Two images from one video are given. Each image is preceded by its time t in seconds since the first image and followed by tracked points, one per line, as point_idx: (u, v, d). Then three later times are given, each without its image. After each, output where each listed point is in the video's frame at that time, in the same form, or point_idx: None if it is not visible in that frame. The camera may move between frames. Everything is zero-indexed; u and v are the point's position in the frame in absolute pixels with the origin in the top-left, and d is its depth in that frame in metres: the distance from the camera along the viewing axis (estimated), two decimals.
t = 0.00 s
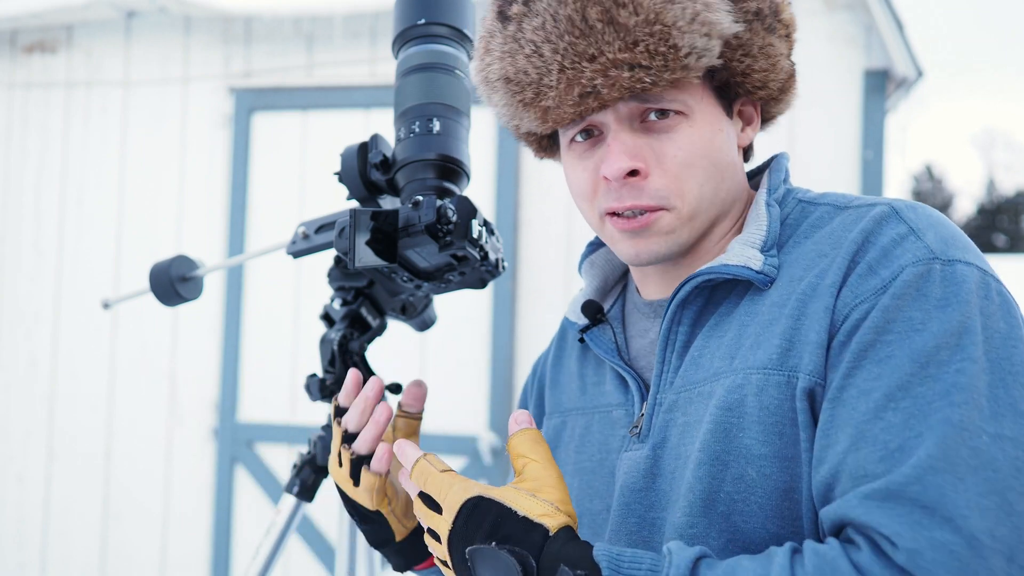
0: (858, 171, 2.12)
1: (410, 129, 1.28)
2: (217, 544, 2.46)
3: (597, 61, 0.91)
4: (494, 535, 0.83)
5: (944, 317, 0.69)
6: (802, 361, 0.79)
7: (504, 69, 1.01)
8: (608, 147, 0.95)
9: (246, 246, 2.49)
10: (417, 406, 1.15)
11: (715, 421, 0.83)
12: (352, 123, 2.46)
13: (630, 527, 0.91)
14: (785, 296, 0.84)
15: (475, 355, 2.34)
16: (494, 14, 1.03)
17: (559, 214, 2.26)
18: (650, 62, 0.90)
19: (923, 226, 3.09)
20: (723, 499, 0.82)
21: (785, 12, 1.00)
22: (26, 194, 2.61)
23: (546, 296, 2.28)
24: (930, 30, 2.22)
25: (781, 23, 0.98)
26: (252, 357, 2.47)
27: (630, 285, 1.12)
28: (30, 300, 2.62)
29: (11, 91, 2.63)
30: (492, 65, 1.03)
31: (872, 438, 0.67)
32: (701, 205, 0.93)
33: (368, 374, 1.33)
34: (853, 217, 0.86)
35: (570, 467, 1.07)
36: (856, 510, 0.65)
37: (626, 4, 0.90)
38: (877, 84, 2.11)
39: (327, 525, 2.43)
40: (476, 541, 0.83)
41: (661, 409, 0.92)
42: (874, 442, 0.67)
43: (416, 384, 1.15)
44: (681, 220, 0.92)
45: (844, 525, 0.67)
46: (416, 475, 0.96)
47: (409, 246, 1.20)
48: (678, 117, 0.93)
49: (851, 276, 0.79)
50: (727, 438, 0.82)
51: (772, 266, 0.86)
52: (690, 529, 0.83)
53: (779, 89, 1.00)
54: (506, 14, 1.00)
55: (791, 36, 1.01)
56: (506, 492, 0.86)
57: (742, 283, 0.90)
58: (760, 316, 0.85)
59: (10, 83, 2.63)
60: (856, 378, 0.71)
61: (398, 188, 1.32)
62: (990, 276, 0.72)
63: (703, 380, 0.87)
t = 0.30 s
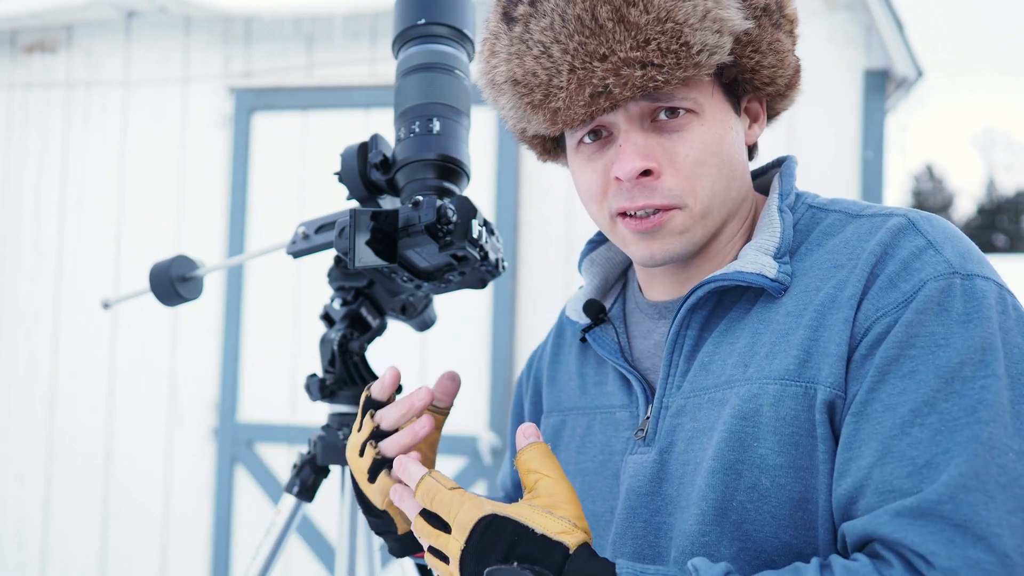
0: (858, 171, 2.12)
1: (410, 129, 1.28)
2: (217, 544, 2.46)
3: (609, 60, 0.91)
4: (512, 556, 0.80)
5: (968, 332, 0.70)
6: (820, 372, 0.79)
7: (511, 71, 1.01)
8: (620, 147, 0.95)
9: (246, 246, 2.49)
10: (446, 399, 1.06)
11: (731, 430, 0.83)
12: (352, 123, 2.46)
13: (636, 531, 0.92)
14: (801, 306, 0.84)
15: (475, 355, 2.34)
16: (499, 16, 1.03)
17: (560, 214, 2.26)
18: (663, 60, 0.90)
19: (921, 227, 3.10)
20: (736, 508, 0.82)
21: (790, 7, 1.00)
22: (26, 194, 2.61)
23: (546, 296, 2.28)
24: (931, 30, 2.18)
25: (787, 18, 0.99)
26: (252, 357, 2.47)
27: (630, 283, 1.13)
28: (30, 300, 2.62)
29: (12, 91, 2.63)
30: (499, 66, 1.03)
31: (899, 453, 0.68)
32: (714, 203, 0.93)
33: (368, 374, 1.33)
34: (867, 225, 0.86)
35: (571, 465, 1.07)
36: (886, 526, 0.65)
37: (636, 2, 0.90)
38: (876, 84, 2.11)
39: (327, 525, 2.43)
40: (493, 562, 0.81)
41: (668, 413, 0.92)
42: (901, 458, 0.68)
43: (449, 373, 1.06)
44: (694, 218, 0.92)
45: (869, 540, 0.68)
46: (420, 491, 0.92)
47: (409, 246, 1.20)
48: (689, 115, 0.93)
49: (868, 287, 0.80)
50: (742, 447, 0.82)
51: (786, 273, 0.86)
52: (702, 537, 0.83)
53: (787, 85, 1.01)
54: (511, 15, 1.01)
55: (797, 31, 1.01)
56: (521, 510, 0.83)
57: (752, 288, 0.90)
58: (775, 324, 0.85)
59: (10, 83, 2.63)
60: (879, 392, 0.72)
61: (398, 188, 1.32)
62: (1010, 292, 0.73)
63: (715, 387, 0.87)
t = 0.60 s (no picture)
0: (858, 171, 2.12)
1: (410, 129, 1.28)
2: (217, 544, 2.46)
3: (557, 64, 0.90)
4: (492, 525, 0.81)
5: (958, 349, 0.70)
6: (807, 379, 0.79)
7: (496, 68, 1.02)
8: (580, 147, 0.94)
9: (246, 246, 2.49)
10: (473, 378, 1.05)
11: (717, 435, 0.83)
12: (352, 123, 2.46)
13: (623, 526, 0.93)
14: (795, 312, 0.84)
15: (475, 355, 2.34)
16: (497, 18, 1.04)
17: (560, 214, 2.26)
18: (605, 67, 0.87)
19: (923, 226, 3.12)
20: (718, 511, 0.83)
21: (795, 1, 0.91)
22: (26, 194, 2.61)
23: (546, 296, 2.28)
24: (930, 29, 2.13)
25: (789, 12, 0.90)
26: (252, 357, 2.47)
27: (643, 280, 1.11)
28: (30, 300, 2.62)
29: (12, 91, 2.63)
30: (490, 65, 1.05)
31: (879, 464, 0.69)
32: (675, 206, 0.90)
33: (368, 374, 1.33)
34: (868, 233, 0.86)
35: (572, 459, 1.08)
36: (859, 536, 0.66)
37: (583, 6, 0.86)
38: (876, 84, 2.10)
39: (327, 525, 2.43)
40: (474, 531, 0.81)
41: (662, 411, 0.92)
42: (880, 469, 0.68)
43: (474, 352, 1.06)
44: (652, 221, 0.90)
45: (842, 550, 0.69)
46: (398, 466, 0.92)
47: (409, 246, 1.20)
48: (649, 118, 0.90)
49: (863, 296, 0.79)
50: (727, 451, 0.82)
51: (784, 278, 0.86)
52: (683, 537, 0.84)
53: (789, 83, 0.93)
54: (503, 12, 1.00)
55: (804, 27, 0.92)
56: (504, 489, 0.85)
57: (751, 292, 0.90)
58: (768, 329, 0.85)
59: (10, 83, 2.63)
60: (865, 401, 0.72)
61: (398, 188, 1.32)
62: (1004, 310, 0.73)
63: (707, 388, 0.87)
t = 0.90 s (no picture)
0: (858, 171, 2.12)
1: (410, 129, 1.28)
2: (217, 543, 2.46)
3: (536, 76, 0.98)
4: (497, 415, 0.84)
5: (887, 391, 0.66)
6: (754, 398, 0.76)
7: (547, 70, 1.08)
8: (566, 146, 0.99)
9: (246, 246, 2.49)
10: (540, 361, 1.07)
11: (673, 444, 0.82)
12: (352, 123, 2.46)
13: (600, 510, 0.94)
14: (763, 328, 0.79)
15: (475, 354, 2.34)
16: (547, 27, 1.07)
17: (561, 214, 2.26)
18: (541, 83, 0.93)
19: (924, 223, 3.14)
20: (668, 517, 0.83)
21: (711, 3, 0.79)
22: (26, 194, 2.61)
23: (546, 296, 2.28)
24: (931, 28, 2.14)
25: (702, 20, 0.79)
26: (252, 358, 2.47)
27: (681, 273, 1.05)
28: (30, 300, 2.62)
29: (12, 91, 2.63)
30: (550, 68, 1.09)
31: (778, 489, 0.67)
32: (615, 208, 0.89)
33: (368, 374, 1.33)
34: (856, 254, 0.79)
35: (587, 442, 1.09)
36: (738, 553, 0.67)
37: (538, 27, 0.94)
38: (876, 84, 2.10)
39: (327, 525, 2.43)
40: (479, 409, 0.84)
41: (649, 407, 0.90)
42: (779, 494, 0.67)
43: (550, 335, 1.08)
44: (601, 219, 0.91)
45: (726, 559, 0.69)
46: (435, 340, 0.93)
47: (409, 246, 1.20)
48: (593, 123, 0.91)
49: (818, 321, 0.75)
50: (678, 461, 0.82)
51: (763, 294, 0.81)
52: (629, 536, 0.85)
53: (729, 97, 0.81)
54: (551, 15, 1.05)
55: (732, 30, 0.79)
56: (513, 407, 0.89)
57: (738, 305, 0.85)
58: (736, 341, 0.82)
59: (10, 83, 2.63)
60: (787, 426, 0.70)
61: (398, 188, 1.32)
62: (955, 358, 0.67)
63: (677, 393, 0.85)
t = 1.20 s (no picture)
0: (858, 172, 2.11)
1: (410, 129, 1.28)
2: (218, 543, 2.46)
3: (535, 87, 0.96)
4: (498, 438, 0.88)
5: (849, 411, 0.63)
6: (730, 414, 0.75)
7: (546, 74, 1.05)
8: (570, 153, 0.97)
9: (246, 246, 2.49)
10: (624, 284, 1.19)
11: (659, 455, 0.82)
12: (352, 123, 2.46)
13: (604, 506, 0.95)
14: (744, 339, 0.78)
15: (476, 355, 2.34)
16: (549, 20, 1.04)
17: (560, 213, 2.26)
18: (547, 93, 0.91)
19: (923, 222, 3.14)
20: (658, 523, 0.83)
21: (719, 14, 0.76)
22: (26, 194, 2.61)
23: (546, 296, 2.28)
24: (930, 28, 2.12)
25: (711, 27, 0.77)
26: (252, 358, 2.47)
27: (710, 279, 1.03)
28: (30, 300, 2.62)
29: (11, 91, 2.63)
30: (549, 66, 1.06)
31: (743, 506, 0.66)
32: (626, 218, 0.88)
33: (368, 375, 1.33)
34: (842, 261, 0.75)
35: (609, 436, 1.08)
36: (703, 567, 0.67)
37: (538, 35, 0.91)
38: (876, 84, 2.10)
39: (327, 525, 2.43)
40: (481, 432, 0.88)
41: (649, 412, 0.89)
42: (743, 511, 0.66)
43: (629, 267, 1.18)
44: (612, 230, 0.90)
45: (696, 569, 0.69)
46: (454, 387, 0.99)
47: (409, 246, 1.20)
48: (601, 134, 0.89)
49: (794, 333, 0.73)
50: (665, 472, 0.82)
51: (751, 301, 0.80)
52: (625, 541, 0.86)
53: (741, 108, 0.79)
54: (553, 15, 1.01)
55: (739, 44, 0.76)
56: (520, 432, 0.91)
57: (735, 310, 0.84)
58: (724, 351, 0.80)
59: (10, 83, 2.63)
60: (754, 444, 0.69)
61: (398, 188, 1.32)
62: (925, 376, 0.63)
63: (669, 400, 0.85)
